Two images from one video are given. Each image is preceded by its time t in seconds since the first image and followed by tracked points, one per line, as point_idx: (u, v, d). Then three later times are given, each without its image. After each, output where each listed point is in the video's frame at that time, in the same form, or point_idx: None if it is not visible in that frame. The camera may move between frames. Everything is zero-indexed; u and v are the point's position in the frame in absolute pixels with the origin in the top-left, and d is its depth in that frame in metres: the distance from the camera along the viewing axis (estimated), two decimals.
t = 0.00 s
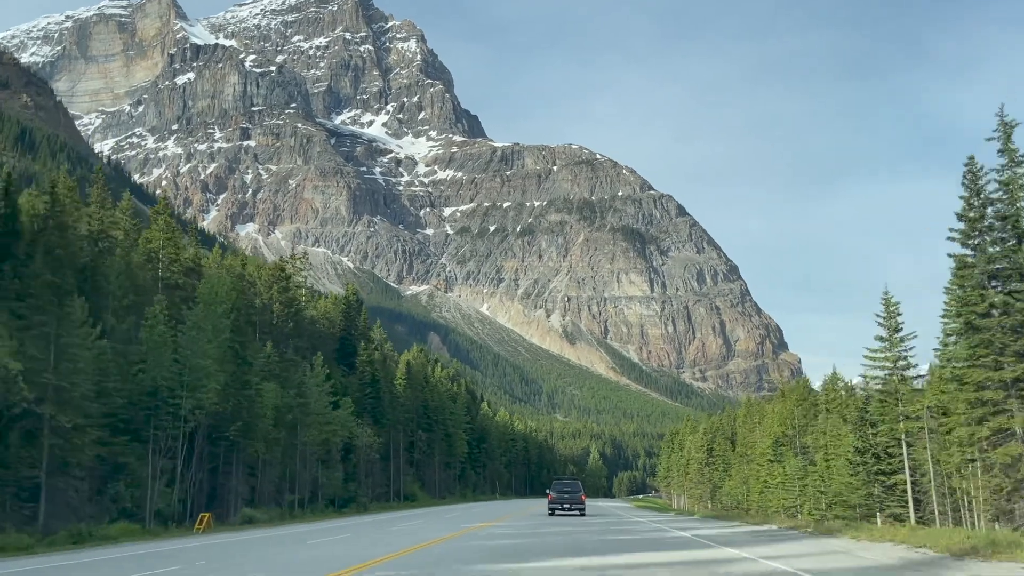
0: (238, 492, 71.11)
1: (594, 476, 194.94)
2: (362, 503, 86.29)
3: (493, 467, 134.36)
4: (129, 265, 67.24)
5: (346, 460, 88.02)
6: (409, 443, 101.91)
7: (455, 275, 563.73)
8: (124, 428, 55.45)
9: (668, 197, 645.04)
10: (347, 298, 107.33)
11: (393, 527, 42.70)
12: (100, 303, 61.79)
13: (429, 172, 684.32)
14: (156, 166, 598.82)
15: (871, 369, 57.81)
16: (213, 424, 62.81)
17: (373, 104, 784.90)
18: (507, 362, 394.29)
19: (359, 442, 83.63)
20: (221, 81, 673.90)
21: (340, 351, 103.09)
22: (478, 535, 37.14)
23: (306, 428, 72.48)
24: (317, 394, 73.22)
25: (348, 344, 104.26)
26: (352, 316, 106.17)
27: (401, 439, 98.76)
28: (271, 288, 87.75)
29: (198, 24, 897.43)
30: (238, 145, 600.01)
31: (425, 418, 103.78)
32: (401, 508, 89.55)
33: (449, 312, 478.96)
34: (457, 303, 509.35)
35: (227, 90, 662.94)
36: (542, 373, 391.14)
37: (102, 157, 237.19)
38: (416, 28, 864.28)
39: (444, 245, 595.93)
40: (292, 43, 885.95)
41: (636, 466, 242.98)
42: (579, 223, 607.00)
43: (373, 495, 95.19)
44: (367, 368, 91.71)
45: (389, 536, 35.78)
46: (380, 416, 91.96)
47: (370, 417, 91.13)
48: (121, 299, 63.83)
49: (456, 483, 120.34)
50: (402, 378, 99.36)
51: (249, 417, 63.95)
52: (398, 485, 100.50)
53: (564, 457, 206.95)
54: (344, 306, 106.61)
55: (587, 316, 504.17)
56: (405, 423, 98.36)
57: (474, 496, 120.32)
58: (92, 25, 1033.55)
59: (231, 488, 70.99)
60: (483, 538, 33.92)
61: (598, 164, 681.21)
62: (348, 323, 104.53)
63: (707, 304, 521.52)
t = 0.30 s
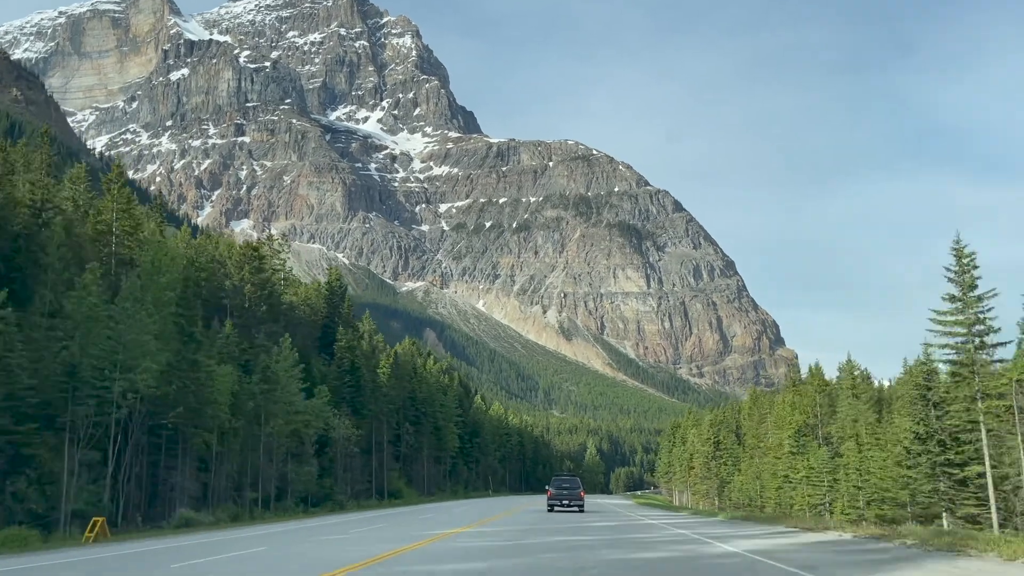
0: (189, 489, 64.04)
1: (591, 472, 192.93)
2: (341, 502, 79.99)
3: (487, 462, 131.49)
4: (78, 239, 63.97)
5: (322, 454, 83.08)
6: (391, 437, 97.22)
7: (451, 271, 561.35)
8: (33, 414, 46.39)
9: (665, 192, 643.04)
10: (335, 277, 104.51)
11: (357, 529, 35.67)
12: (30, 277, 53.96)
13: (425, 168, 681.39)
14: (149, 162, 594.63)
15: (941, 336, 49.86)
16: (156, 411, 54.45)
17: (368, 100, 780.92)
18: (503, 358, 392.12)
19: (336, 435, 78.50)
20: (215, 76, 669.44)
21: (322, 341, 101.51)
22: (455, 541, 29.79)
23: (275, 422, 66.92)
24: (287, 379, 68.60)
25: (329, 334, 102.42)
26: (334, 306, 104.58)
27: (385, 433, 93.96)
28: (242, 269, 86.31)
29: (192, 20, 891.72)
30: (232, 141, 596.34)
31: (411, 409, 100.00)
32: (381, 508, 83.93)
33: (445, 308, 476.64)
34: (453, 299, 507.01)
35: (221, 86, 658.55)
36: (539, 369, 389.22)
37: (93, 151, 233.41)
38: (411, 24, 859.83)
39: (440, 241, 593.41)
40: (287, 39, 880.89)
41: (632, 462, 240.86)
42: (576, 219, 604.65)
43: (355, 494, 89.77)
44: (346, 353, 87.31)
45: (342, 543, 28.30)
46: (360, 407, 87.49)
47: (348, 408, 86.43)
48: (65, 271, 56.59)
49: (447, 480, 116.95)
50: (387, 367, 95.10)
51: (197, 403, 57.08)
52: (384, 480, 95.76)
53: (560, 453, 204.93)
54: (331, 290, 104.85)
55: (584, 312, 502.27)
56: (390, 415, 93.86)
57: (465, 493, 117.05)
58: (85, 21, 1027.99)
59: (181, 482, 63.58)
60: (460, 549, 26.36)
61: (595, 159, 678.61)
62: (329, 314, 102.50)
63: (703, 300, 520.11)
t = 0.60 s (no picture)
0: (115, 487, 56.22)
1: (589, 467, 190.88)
2: (312, 499, 72.79)
3: (479, 456, 128.41)
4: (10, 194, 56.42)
5: (290, 449, 76.24)
6: (375, 429, 93.49)
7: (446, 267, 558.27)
8: None
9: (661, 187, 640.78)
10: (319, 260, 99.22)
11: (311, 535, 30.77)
12: None
13: (420, 163, 677.74)
14: (142, 158, 589.68)
15: None
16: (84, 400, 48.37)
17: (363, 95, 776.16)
18: (499, 354, 389.49)
19: (307, 425, 72.67)
20: (208, 71, 663.77)
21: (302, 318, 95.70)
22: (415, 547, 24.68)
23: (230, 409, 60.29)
24: (245, 361, 61.65)
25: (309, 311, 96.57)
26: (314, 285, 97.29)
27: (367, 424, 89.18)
28: (207, 246, 81.35)
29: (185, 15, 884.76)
30: (226, 136, 591.97)
31: (397, 399, 96.61)
32: (357, 505, 77.54)
33: (440, 304, 474.03)
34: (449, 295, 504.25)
35: (215, 81, 653.24)
36: (535, 364, 386.87)
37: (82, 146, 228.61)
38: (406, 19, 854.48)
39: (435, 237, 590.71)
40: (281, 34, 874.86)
41: (629, 457, 238.88)
42: (571, 214, 602.04)
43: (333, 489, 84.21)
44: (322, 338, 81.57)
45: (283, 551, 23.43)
46: (336, 396, 82.40)
47: (324, 397, 81.32)
48: None
49: (436, 476, 113.77)
50: (369, 355, 90.75)
51: (121, 384, 49.72)
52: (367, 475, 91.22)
53: (557, 448, 202.87)
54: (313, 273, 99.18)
55: (580, 307, 499.96)
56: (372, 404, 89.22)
57: (455, 489, 113.56)
58: (78, 17, 1020.30)
59: (107, 478, 55.45)
60: (415, 558, 21.57)
61: (590, 154, 676.61)
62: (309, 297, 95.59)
63: (699, 295, 518.08)
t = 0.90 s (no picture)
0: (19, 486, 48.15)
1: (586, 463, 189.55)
2: (278, 498, 65.94)
3: (471, 452, 124.58)
4: None
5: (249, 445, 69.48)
6: (355, 421, 89.01)
7: (441, 263, 556.06)
8: None
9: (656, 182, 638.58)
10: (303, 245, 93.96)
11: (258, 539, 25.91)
12: None
13: (414, 158, 673.94)
14: (134, 154, 584.67)
15: None
16: None
17: (357, 91, 771.48)
18: (495, 349, 387.20)
19: (270, 416, 66.43)
20: (201, 67, 658.66)
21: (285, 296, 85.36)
22: (382, 559, 20.50)
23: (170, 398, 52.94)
24: (192, 343, 54.40)
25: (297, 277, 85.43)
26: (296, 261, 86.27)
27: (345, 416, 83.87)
28: (163, 219, 70.49)
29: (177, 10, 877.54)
30: (219, 132, 587.92)
31: (380, 389, 91.97)
32: (329, 504, 70.43)
33: (435, 299, 471.59)
34: (444, 291, 501.77)
35: (208, 77, 648.34)
36: (530, 360, 384.65)
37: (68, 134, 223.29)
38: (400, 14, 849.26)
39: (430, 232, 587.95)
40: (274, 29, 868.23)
41: (627, 452, 237.15)
42: (567, 209, 600.01)
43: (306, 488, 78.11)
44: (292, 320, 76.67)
45: (221, 562, 19.51)
46: (307, 384, 76.69)
47: (293, 385, 76.05)
48: None
49: (424, 471, 108.97)
50: (347, 342, 86.49)
51: (23, 360, 42.36)
52: (347, 471, 85.61)
53: (553, 444, 200.91)
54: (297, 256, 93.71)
55: (576, 302, 497.86)
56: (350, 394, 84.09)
57: (443, 485, 108.39)
58: (70, 13, 1013.24)
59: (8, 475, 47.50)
60: None
61: (586, 149, 674.06)
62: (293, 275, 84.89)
63: (696, 290, 516.46)
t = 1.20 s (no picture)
0: None
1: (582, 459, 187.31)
2: (232, 499, 56.74)
3: (462, 447, 120.61)
4: None
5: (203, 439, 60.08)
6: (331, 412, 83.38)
7: (436, 258, 553.45)
8: None
9: (652, 176, 636.16)
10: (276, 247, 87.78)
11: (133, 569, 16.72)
12: None
13: (408, 154, 670.02)
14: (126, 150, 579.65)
15: None
16: None
17: (350, 86, 766.97)
18: (490, 345, 384.68)
19: (224, 406, 57.66)
20: (193, 62, 653.40)
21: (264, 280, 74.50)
22: (374, 565, 17.92)
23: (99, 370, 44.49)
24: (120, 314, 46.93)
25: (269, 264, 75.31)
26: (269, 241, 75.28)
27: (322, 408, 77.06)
28: (114, 188, 65.49)
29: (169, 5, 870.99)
30: (212, 128, 583.40)
31: (360, 379, 86.40)
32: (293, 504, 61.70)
33: (430, 295, 468.70)
34: (439, 287, 499.01)
35: (200, 72, 643.12)
36: (526, 356, 382.14)
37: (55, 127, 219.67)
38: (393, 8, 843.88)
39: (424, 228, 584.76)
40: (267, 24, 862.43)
41: (623, 448, 234.70)
42: (562, 204, 597.26)
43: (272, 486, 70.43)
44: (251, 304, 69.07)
45: (197, 565, 17.10)
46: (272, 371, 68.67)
47: (254, 371, 67.87)
48: None
49: (410, 469, 103.40)
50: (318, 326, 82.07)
51: None
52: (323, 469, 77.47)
53: (549, 439, 198.60)
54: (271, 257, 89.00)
55: (571, 298, 495.44)
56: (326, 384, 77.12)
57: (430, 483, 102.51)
58: (60, 9, 1005.03)
59: None
60: None
61: (581, 144, 671.67)
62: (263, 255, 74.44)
63: (692, 284, 514.28)
